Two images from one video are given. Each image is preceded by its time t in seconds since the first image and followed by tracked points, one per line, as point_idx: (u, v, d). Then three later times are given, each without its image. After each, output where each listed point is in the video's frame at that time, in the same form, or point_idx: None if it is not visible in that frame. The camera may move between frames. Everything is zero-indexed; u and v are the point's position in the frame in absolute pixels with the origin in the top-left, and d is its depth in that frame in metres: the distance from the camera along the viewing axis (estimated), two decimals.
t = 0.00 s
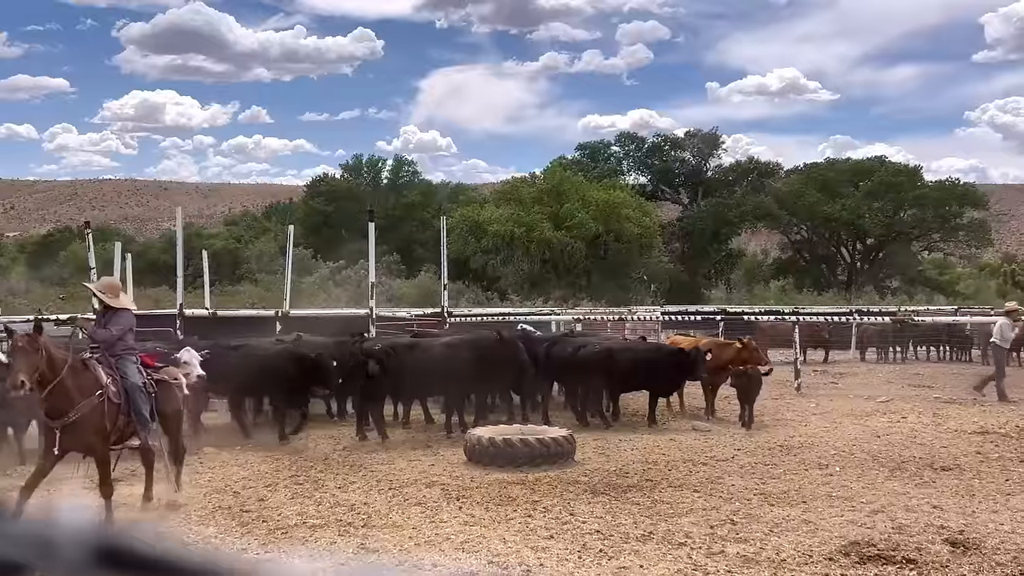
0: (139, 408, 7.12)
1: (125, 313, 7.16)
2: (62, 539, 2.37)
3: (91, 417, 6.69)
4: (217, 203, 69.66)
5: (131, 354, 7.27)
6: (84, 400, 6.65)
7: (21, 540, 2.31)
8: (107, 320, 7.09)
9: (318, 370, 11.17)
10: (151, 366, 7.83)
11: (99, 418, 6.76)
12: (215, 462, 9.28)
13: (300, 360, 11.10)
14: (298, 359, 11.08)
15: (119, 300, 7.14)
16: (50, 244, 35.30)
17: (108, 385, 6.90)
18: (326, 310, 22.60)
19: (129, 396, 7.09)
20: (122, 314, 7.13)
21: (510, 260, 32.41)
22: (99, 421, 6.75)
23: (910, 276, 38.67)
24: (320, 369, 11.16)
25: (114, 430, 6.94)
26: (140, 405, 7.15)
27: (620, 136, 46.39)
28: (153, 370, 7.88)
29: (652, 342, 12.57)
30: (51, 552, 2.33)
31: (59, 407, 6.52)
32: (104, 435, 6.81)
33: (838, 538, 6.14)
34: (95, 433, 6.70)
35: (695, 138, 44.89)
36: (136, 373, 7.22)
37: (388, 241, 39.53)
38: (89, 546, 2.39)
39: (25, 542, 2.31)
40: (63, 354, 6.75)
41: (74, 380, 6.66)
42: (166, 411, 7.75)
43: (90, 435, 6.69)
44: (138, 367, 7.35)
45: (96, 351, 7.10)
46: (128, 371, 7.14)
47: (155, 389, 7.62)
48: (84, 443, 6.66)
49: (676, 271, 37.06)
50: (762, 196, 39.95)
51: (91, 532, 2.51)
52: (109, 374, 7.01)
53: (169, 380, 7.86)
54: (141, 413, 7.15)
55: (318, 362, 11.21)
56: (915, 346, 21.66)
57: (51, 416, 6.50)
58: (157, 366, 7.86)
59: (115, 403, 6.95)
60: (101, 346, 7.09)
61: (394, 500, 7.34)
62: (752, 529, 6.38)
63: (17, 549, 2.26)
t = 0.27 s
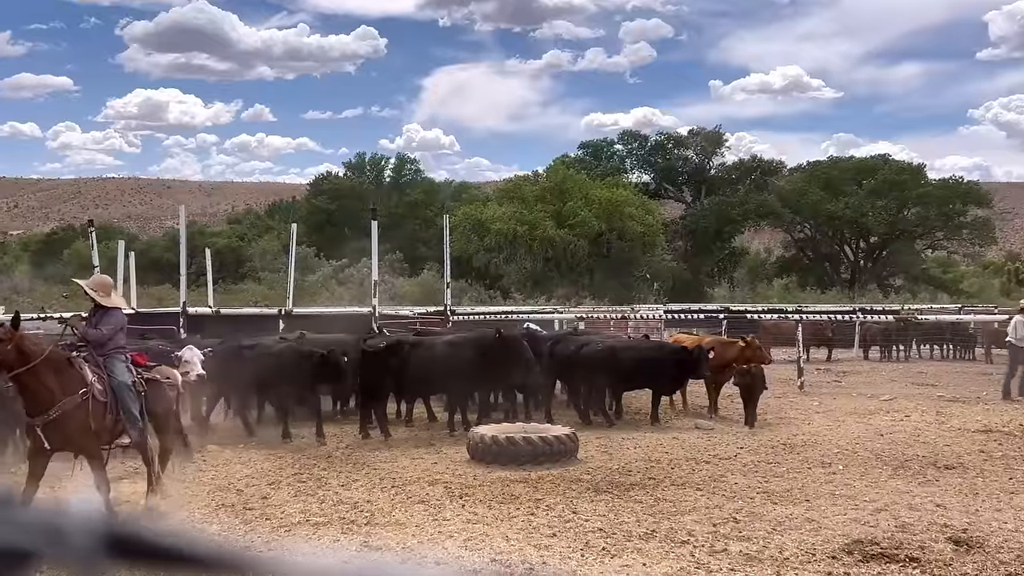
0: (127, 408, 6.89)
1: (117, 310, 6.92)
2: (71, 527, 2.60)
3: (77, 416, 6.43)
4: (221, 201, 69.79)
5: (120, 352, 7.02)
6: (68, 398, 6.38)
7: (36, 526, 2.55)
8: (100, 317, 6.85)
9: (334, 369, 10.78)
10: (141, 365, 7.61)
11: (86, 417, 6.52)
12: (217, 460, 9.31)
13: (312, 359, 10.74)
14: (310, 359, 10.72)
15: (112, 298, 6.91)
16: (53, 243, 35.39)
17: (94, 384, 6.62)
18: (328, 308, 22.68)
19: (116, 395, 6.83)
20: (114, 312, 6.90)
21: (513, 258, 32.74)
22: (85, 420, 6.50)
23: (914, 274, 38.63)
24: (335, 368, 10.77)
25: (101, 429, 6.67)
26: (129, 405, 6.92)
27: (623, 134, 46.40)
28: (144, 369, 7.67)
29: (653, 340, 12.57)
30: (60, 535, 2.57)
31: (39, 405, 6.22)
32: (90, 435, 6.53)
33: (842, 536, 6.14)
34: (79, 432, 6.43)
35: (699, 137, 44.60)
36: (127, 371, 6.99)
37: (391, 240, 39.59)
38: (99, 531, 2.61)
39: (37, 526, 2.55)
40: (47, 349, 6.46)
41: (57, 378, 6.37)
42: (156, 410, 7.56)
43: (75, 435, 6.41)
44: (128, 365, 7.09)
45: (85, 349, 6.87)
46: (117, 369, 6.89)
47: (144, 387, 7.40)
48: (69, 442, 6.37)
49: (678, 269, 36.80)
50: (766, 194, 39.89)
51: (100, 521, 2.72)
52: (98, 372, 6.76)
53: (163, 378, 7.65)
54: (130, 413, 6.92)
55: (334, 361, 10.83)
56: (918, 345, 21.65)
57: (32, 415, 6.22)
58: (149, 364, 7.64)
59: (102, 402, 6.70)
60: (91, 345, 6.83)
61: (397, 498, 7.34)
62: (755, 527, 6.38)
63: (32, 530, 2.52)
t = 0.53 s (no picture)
0: (113, 406, 6.69)
1: (106, 308, 6.90)
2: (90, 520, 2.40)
3: (56, 415, 6.26)
4: (225, 199, 69.93)
5: (109, 351, 6.90)
6: (47, 397, 6.25)
7: (48, 522, 2.34)
8: (90, 315, 6.85)
9: (346, 365, 10.82)
10: (136, 363, 7.39)
11: (68, 417, 6.32)
12: (221, 458, 9.32)
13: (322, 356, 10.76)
14: (321, 355, 10.73)
15: (102, 296, 6.92)
16: (59, 241, 35.49)
17: (77, 381, 6.47)
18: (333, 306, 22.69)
19: (101, 393, 6.67)
20: (103, 310, 6.88)
21: (517, 256, 32.75)
22: (66, 420, 6.30)
23: (918, 272, 38.57)
24: (348, 364, 10.81)
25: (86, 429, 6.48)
26: (115, 403, 6.71)
27: (627, 132, 46.40)
28: (140, 367, 7.48)
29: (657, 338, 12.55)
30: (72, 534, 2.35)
31: (17, 404, 6.19)
32: (73, 434, 6.35)
33: (845, 534, 6.13)
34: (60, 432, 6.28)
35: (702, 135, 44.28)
36: (115, 370, 6.83)
37: (395, 238, 39.62)
38: (117, 528, 2.42)
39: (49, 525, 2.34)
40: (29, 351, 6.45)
41: (36, 378, 6.32)
42: (144, 409, 7.32)
43: (56, 435, 6.26)
44: (119, 364, 6.96)
45: (73, 347, 6.76)
46: (102, 367, 6.75)
47: (135, 386, 7.21)
48: (49, 442, 6.23)
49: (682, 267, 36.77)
50: (769, 192, 39.85)
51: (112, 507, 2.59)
52: (82, 370, 6.63)
53: (157, 379, 7.45)
54: (116, 413, 6.71)
55: (346, 358, 10.87)
56: (924, 343, 21.60)
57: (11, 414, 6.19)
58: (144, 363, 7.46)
59: (86, 402, 6.50)
60: (80, 341, 6.75)
61: (401, 496, 7.35)
62: (760, 525, 6.38)
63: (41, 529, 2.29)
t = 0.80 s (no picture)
0: (107, 401, 6.65)
1: (99, 304, 6.85)
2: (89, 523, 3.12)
3: (45, 412, 6.25)
4: (230, 198, 70.00)
5: (104, 347, 6.86)
6: (35, 394, 6.22)
7: (54, 521, 3.07)
8: (84, 312, 6.81)
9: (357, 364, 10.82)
10: (133, 358, 7.32)
11: (56, 413, 6.30)
12: (228, 456, 9.33)
13: (333, 353, 10.77)
14: (333, 353, 10.74)
15: (97, 293, 6.86)
16: (65, 239, 35.58)
17: (68, 378, 6.44)
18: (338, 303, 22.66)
19: (94, 390, 6.64)
20: (97, 306, 6.85)
21: (522, 254, 32.70)
22: (55, 416, 6.29)
23: (924, 270, 38.47)
24: (360, 362, 10.81)
25: (77, 426, 6.45)
26: (108, 399, 6.68)
27: (632, 130, 46.36)
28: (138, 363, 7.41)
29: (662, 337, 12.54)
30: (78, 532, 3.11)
31: (5, 403, 6.12)
32: (63, 431, 6.34)
33: (851, 532, 6.13)
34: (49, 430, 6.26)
35: (708, 133, 44.60)
36: (108, 367, 6.79)
37: (400, 236, 39.65)
38: (114, 525, 3.16)
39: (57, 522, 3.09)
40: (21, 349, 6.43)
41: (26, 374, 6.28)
42: (141, 406, 7.23)
43: (44, 433, 6.26)
44: (115, 361, 6.92)
45: (66, 344, 6.73)
46: (95, 363, 6.71)
47: (130, 383, 7.14)
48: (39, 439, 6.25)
49: (688, 265, 36.79)
50: (775, 190, 39.78)
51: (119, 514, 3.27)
52: (74, 367, 6.58)
53: (154, 375, 7.41)
54: (108, 410, 6.68)
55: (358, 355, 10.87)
56: (930, 341, 21.54)
57: None
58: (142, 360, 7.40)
59: (76, 398, 6.47)
60: (74, 338, 6.73)
61: (407, 494, 7.36)
62: (765, 523, 6.37)
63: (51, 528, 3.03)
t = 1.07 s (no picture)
0: (110, 398, 6.69)
1: (97, 303, 6.84)
2: (99, 522, 3.13)
3: (46, 410, 6.26)
4: (236, 197, 70.13)
5: (105, 345, 6.87)
6: (34, 393, 6.22)
7: (63, 519, 3.04)
8: (81, 312, 6.80)
9: (368, 360, 10.83)
10: (137, 356, 7.37)
11: (57, 411, 6.32)
12: (234, 454, 9.36)
13: (342, 351, 10.78)
14: (346, 350, 10.75)
15: (94, 291, 6.85)
16: (72, 239, 35.72)
17: (70, 375, 6.47)
18: (344, 302, 22.65)
19: (97, 387, 6.66)
20: (95, 304, 6.83)
21: (527, 253, 32.57)
22: (56, 414, 6.31)
23: (931, 268, 38.34)
24: (372, 358, 10.82)
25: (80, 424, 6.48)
26: (112, 395, 6.71)
27: (638, 128, 46.33)
28: (142, 361, 7.46)
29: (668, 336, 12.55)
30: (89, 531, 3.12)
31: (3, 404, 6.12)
32: (65, 428, 6.37)
33: (858, 532, 6.11)
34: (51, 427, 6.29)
35: (714, 131, 44.58)
36: (109, 364, 6.80)
37: (405, 235, 39.69)
38: (126, 524, 3.16)
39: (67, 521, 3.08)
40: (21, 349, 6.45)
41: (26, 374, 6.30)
42: (145, 403, 7.24)
43: (47, 430, 6.28)
44: (117, 359, 6.95)
45: (67, 343, 6.75)
46: (97, 360, 6.73)
47: (133, 379, 7.17)
48: (42, 437, 6.27)
49: (694, 263, 36.75)
50: (782, 189, 39.69)
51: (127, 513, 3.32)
52: (75, 366, 6.59)
53: (157, 372, 7.42)
54: (112, 406, 6.70)
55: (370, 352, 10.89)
56: (937, 340, 21.47)
57: None
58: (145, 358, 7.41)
59: (78, 395, 6.49)
60: (74, 336, 6.75)
61: (412, 493, 7.36)
62: (771, 522, 6.36)
63: (63, 525, 3.03)
